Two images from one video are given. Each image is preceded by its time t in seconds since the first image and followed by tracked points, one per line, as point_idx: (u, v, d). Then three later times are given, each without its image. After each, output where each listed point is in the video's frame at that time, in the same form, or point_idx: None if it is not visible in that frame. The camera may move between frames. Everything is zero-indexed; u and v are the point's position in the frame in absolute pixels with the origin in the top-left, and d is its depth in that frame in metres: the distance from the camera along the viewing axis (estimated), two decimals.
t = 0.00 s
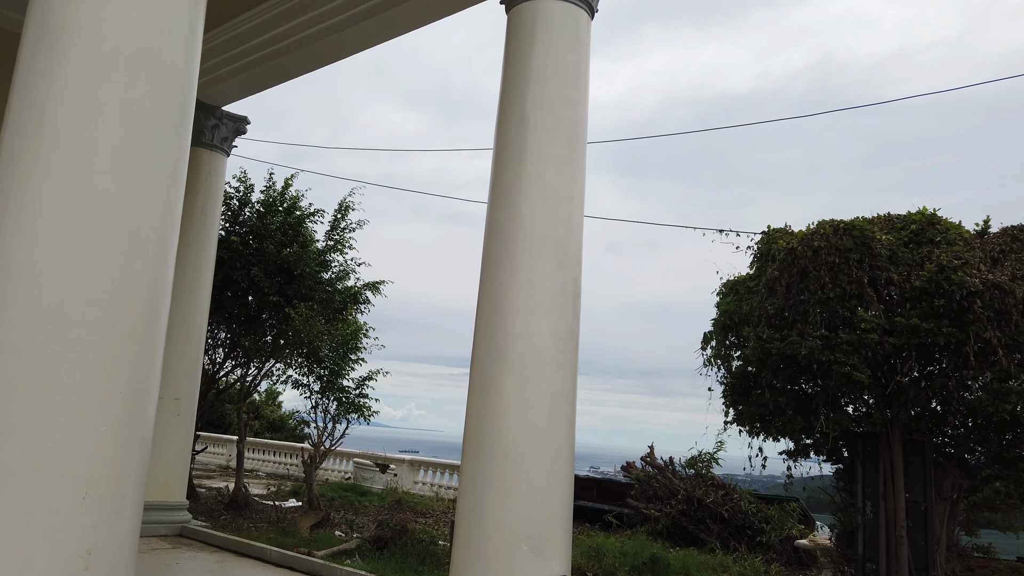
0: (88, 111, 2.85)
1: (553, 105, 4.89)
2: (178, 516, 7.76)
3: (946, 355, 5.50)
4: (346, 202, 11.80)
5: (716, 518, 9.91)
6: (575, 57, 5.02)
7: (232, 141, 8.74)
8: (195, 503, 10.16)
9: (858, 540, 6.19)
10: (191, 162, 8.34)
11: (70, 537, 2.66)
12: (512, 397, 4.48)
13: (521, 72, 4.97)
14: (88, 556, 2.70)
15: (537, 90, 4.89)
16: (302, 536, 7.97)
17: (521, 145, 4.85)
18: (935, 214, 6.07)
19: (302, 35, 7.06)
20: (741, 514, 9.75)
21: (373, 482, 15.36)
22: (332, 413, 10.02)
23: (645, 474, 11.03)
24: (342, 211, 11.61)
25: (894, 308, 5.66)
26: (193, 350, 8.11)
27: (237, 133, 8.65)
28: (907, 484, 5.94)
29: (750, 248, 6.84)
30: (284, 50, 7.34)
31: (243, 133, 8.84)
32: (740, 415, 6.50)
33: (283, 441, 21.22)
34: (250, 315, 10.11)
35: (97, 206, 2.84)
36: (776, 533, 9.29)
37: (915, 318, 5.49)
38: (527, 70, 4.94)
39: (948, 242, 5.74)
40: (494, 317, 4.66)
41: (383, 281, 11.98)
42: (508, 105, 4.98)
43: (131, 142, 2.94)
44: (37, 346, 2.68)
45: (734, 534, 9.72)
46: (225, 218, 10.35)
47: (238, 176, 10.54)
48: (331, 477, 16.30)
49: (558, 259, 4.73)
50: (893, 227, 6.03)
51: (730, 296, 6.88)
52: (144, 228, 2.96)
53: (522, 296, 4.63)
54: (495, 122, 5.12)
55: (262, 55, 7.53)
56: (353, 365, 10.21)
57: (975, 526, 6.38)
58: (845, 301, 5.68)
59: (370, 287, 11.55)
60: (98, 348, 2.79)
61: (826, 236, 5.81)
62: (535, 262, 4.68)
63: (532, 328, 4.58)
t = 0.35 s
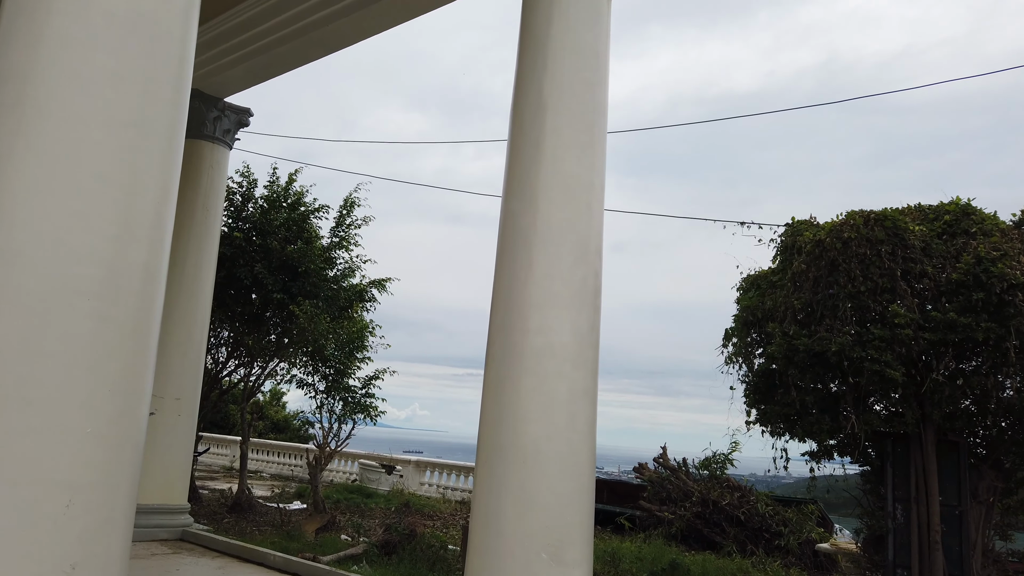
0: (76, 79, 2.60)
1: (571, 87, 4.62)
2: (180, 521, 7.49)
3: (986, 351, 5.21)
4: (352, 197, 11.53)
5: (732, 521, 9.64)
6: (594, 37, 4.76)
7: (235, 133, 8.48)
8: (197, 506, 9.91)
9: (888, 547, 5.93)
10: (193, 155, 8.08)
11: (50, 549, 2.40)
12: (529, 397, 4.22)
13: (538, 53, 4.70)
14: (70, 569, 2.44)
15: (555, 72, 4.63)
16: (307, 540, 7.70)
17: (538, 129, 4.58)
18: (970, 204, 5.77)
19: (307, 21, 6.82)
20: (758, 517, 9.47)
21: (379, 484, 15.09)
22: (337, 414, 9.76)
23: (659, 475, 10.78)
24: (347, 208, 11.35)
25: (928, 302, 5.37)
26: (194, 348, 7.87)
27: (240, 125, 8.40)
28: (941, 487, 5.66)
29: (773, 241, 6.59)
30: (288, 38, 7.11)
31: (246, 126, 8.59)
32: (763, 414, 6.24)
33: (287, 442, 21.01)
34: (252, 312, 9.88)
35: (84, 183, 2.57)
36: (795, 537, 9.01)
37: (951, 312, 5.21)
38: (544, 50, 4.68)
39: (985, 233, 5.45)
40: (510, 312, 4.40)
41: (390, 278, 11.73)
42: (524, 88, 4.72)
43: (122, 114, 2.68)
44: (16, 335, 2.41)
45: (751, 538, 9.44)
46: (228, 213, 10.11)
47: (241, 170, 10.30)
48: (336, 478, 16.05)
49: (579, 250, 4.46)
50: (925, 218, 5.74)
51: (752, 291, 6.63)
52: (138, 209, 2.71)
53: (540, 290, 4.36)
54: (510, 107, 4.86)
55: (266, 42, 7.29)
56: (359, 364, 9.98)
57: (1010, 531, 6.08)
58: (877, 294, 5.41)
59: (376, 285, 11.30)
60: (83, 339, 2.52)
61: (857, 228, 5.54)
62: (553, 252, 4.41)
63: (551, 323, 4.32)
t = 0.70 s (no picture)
0: (39, 40, 2.30)
1: (587, 66, 4.31)
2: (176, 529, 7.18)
3: None
4: (354, 193, 11.22)
5: (748, 525, 9.33)
6: (612, 12, 4.45)
7: (232, 125, 8.17)
8: (196, 511, 9.63)
9: (920, 555, 5.63)
10: (189, 147, 7.77)
11: None
12: (545, 398, 3.92)
13: (552, 30, 4.39)
14: None
15: (570, 50, 4.32)
16: (308, 547, 7.41)
17: (552, 111, 4.27)
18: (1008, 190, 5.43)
19: (306, 5, 6.54)
20: (775, 521, 9.15)
21: (382, 487, 14.75)
22: (340, 416, 9.36)
23: (671, 478, 10.48)
24: (349, 203, 11.04)
25: (966, 295, 5.04)
26: (190, 347, 7.58)
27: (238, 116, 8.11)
28: (979, 492, 5.33)
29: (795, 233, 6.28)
30: (286, 23, 6.82)
31: (244, 117, 8.28)
32: (788, 416, 5.93)
33: (290, 443, 20.73)
34: (251, 311, 9.59)
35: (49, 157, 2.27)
36: (814, 541, 8.70)
37: (992, 305, 4.88)
38: (558, 27, 4.37)
39: None
40: (524, 307, 4.09)
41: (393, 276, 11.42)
42: (536, 68, 4.40)
43: (93, 81, 2.40)
44: None
45: (768, 543, 9.11)
46: (226, 209, 9.82)
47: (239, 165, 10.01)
48: (339, 481, 15.75)
49: (596, 240, 4.14)
50: (960, 206, 5.40)
51: (774, 286, 6.32)
52: (111, 188, 2.42)
53: (554, 284, 4.05)
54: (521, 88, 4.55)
55: (263, 28, 7.00)
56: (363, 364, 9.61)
57: None
58: (910, 288, 5.09)
59: (378, 283, 10.99)
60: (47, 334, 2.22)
61: (888, 217, 5.21)
62: (570, 242, 4.10)
63: (567, 319, 4.01)
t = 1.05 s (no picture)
0: None
1: (614, 36, 4.03)
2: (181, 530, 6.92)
3: None
4: (361, 185, 10.97)
5: (770, 526, 9.04)
6: None
7: (237, 113, 7.91)
8: (202, 511, 9.38)
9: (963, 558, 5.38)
10: (192, 135, 7.52)
11: None
12: (573, 390, 3.65)
13: None
14: None
15: (596, 19, 4.04)
16: (317, 549, 7.14)
17: (578, 85, 3.99)
18: None
19: None
20: (798, 521, 8.86)
21: (391, 486, 14.43)
22: (350, 412, 9.12)
23: (689, 477, 10.20)
24: (357, 195, 10.79)
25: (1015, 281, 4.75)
26: (196, 341, 7.33)
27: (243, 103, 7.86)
28: None
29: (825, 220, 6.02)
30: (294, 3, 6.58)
31: (250, 105, 8.02)
32: (821, 411, 5.66)
33: (297, 442, 20.50)
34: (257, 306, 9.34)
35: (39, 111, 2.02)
36: (839, 542, 8.41)
37: None
38: None
39: None
40: (549, 293, 3.81)
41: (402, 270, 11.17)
42: (560, 38, 4.13)
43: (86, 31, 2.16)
44: None
45: (791, 543, 8.82)
46: (232, 201, 9.57)
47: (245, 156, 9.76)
48: (347, 480, 15.50)
49: (627, 221, 3.86)
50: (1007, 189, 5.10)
51: (804, 275, 6.05)
52: (106, 162, 2.19)
53: (582, 268, 3.77)
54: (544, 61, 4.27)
55: (269, 8, 6.76)
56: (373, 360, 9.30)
57: None
58: (955, 274, 4.81)
59: (387, 277, 10.72)
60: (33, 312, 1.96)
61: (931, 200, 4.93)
62: (598, 223, 3.82)
63: (597, 306, 3.73)
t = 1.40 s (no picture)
0: None
1: (633, 9, 3.75)
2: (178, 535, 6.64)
3: None
4: (364, 179, 10.69)
5: (785, 529, 8.76)
6: None
7: (235, 103, 7.62)
8: (200, 515, 9.11)
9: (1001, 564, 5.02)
10: (188, 126, 7.25)
11: None
12: (592, 387, 3.37)
13: None
14: None
15: None
16: (319, 554, 6.86)
17: (595, 61, 3.71)
18: None
19: None
20: (814, 524, 8.58)
21: (394, 488, 14.15)
22: (351, 412, 8.76)
23: (701, 478, 9.94)
24: (359, 190, 10.52)
25: None
26: (194, 339, 7.06)
27: (242, 93, 7.58)
28: None
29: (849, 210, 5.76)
30: None
31: (249, 94, 7.74)
32: (847, 410, 5.40)
33: (299, 443, 20.25)
34: (257, 303, 9.11)
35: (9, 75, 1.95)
36: (857, 547, 8.13)
37: None
38: None
39: None
40: (565, 283, 3.53)
41: (406, 267, 10.89)
42: (575, 13, 3.85)
43: None
44: None
45: (807, 547, 8.56)
46: (230, 196, 9.30)
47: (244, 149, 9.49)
48: (350, 481, 15.25)
49: (648, 206, 3.58)
50: None
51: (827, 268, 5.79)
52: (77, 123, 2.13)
53: (601, 255, 3.49)
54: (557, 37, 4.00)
55: None
56: (375, 358, 8.97)
57: None
58: (993, 265, 4.55)
59: (390, 274, 10.46)
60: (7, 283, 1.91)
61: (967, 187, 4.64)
62: (616, 209, 3.54)
63: (617, 297, 3.46)
